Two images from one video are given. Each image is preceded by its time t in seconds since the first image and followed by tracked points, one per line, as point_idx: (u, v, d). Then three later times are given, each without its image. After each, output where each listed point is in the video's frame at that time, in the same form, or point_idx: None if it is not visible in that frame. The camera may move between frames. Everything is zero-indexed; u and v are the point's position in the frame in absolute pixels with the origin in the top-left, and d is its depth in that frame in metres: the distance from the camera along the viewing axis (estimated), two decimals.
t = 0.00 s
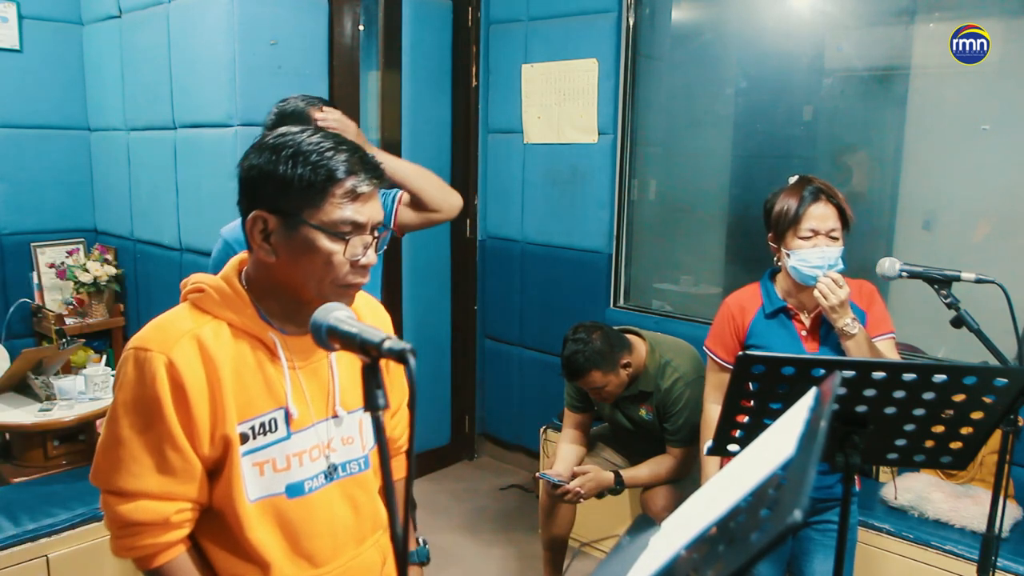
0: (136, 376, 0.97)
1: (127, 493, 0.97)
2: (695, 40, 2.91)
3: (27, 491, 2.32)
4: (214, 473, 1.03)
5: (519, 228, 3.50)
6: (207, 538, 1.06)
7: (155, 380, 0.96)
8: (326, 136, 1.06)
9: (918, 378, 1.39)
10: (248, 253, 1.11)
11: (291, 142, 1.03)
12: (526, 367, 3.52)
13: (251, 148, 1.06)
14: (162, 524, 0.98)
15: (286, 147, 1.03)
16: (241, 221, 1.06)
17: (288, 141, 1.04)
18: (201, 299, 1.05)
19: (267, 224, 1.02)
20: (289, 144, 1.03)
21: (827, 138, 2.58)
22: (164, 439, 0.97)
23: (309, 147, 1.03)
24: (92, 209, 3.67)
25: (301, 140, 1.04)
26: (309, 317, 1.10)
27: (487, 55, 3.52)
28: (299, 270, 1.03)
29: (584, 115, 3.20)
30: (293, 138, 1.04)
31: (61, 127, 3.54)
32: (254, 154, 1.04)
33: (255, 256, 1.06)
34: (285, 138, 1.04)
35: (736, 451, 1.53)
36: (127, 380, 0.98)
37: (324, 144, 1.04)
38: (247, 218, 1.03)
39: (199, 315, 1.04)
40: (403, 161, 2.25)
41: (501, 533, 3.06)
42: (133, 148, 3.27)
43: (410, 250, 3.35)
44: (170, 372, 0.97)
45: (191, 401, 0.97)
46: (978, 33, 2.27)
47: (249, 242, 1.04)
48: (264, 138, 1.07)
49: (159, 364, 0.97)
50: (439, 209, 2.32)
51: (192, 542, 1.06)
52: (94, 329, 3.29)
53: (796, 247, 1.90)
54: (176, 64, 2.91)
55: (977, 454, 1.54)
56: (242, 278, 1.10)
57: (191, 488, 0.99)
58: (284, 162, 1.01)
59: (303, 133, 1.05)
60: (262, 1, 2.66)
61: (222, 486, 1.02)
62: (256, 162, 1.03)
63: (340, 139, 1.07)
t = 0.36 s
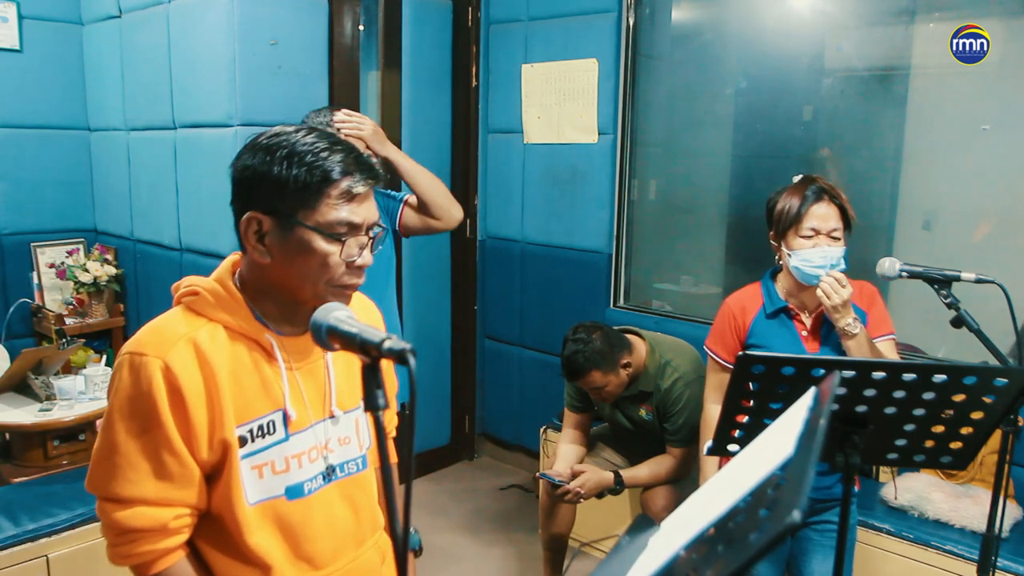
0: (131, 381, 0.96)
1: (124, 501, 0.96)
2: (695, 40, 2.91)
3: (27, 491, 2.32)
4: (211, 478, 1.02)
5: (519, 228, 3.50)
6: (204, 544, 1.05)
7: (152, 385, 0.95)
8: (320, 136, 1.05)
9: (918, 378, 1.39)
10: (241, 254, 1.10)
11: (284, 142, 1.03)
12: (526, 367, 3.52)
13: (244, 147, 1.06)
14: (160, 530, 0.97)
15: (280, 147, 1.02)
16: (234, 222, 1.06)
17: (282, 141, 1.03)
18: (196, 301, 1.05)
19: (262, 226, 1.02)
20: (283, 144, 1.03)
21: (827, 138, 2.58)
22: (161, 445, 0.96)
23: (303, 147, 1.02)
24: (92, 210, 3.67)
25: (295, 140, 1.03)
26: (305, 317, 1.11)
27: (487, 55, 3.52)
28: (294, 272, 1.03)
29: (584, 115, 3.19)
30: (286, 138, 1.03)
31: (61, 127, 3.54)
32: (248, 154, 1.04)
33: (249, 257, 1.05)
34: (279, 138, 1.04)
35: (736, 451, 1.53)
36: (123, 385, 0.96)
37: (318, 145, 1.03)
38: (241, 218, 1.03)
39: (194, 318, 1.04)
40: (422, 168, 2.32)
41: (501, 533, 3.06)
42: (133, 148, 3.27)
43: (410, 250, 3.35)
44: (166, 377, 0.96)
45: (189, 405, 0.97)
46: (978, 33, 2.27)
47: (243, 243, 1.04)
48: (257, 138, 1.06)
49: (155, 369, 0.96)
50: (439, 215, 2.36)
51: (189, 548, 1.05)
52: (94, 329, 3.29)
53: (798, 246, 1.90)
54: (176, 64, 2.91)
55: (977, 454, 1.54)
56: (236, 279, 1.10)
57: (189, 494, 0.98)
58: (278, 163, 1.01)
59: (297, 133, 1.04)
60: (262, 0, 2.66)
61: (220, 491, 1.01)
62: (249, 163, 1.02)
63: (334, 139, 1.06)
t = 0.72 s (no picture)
0: (128, 385, 0.96)
1: (123, 505, 0.95)
2: (695, 40, 2.91)
3: (27, 491, 2.32)
4: (210, 480, 1.02)
5: (519, 228, 3.50)
6: (203, 547, 1.05)
7: (149, 389, 0.95)
8: (312, 136, 1.05)
9: (918, 378, 1.39)
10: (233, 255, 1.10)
11: (276, 142, 1.03)
12: (526, 367, 3.53)
13: (235, 147, 1.06)
14: (160, 534, 0.96)
15: (272, 147, 1.02)
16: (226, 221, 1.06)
17: (274, 141, 1.03)
18: (190, 303, 1.04)
19: (254, 225, 1.01)
20: (275, 144, 1.03)
21: (827, 138, 2.58)
22: (160, 448, 0.96)
23: (295, 147, 1.02)
24: (92, 210, 3.67)
25: (287, 140, 1.03)
26: (295, 314, 1.12)
27: (487, 55, 3.52)
28: (287, 271, 1.03)
29: (584, 115, 3.20)
30: (278, 138, 1.04)
31: (61, 127, 3.54)
32: (240, 154, 1.04)
33: (241, 258, 1.05)
34: (271, 138, 1.04)
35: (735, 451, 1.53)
36: (119, 389, 0.96)
37: (310, 145, 1.04)
38: (234, 218, 1.03)
39: (188, 319, 1.03)
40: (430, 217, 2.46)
41: (501, 532, 3.06)
42: (133, 148, 3.27)
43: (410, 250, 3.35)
44: (163, 380, 0.96)
45: (188, 407, 0.97)
46: (978, 33, 2.27)
47: (235, 243, 1.04)
48: (248, 137, 1.06)
49: (153, 372, 0.96)
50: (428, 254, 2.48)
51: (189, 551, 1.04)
52: (94, 329, 3.29)
53: (808, 246, 1.90)
54: (176, 64, 2.91)
55: (977, 454, 1.54)
56: (228, 280, 1.10)
57: (189, 496, 0.98)
58: (271, 162, 1.01)
59: (289, 133, 1.04)
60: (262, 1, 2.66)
61: (219, 492, 1.01)
62: (241, 163, 1.02)
63: (326, 139, 1.07)
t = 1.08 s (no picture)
0: (129, 383, 0.95)
1: (122, 503, 0.95)
2: (695, 40, 2.91)
3: (27, 491, 2.32)
4: (209, 478, 1.02)
5: (519, 228, 3.50)
6: (201, 545, 1.05)
7: (150, 387, 0.95)
8: (310, 135, 1.05)
9: (918, 378, 1.39)
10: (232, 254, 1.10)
11: (275, 141, 1.03)
12: (526, 367, 3.53)
13: (234, 147, 1.06)
14: (159, 532, 0.96)
15: (270, 146, 1.02)
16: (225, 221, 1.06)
17: (272, 140, 1.03)
18: (189, 302, 1.04)
19: (253, 224, 1.01)
20: (274, 143, 1.03)
21: (827, 139, 2.58)
22: (160, 446, 0.96)
23: (294, 145, 1.02)
24: (92, 210, 3.67)
25: (286, 139, 1.03)
26: (294, 314, 1.12)
27: (487, 55, 3.52)
28: (286, 270, 1.03)
29: (584, 115, 3.19)
30: (277, 136, 1.04)
31: (61, 127, 3.54)
32: (239, 153, 1.04)
33: (240, 256, 1.05)
34: (269, 137, 1.04)
35: (735, 451, 1.53)
36: (119, 388, 0.96)
37: (309, 143, 1.03)
38: (232, 217, 1.03)
39: (188, 318, 1.03)
40: (429, 198, 2.53)
41: (501, 533, 3.06)
42: (133, 148, 3.27)
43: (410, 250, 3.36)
44: (164, 379, 0.96)
45: (188, 405, 0.97)
46: (978, 33, 2.27)
47: (234, 242, 1.04)
48: (247, 137, 1.06)
49: (153, 370, 0.95)
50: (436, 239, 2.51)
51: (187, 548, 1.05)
52: (94, 329, 3.29)
53: (806, 250, 1.90)
54: (175, 64, 2.91)
55: (977, 454, 1.54)
56: (228, 279, 1.10)
57: (189, 494, 0.98)
58: (269, 161, 1.01)
59: (287, 132, 1.04)
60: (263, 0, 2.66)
61: (219, 490, 1.01)
62: (240, 161, 1.02)
63: (325, 138, 1.07)
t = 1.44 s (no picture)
0: (125, 380, 0.96)
1: (118, 500, 0.95)
2: (695, 40, 2.91)
3: (27, 491, 2.32)
4: (205, 476, 1.02)
5: (519, 228, 3.50)
6: (198, 542, 1.05)
7: (146, 385, 0.95)
8: (306, 134, 1.05)
9: (917, 378, 1.39)
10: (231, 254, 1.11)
11: (270, 140, 1.03)
12: (526, 367, 3.53)
13: (232, 146, 1.06)
14: (155, 529, 0.96)
15: (266, 145, 1.02)
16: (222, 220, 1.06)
17: (268, 139, 1.03)
18: (187, 301, 1.05)
19: (248, 223, 1.02)
20: (269, 142, 1.03)
21: (827, 139, 2.58)
22: (155, 443, 0.96)
23: (289, 144, 1.02)
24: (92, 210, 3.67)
25: (281, 138, 1.03)
26: (292, 313, 1.11)
27: (487, 55, 3.53)
28: (281, 269, 1.03)
29: (584, 115, 3.20)
30: (273, 135, 1.04)
31: (61, 127, 3.54)
32: (235, 152, 1.04)
33: (237, 256, 1.06)
34: (264, 136, 1.04)
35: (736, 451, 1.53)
36: (116, 385, 0.96)
37: (304, 142, 1.03)
38: (229, 216, 1.03)
39: (185, 317, 1.03)
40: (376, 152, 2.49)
41: (502, 533, 3.06)
42: (133, 148, 3.27)
43: (410, 250, 3.36)
44: (160, 376, 0.96)
45: (183, 402, 0.97)
46: (977, 33, 2.28)
47: (231, 241, 1.05)
48: (244, 137, 1.07)
49: (149, 368, 0.96)
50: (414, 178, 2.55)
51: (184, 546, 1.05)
52: (94, 329, 3.29)
53: (803, 250, 1.90)
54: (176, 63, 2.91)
55: (978, 454, 1.54)
56: (226, 279, 1.10)
57: (184, 492, 0.98)
58: (264, 160, 1.01)
59: (283, 131, 1.04)
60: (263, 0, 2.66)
61: (215, 488, 1.01)
62: (236, 161, 1.03)
63: (321, 137, 1.07)
